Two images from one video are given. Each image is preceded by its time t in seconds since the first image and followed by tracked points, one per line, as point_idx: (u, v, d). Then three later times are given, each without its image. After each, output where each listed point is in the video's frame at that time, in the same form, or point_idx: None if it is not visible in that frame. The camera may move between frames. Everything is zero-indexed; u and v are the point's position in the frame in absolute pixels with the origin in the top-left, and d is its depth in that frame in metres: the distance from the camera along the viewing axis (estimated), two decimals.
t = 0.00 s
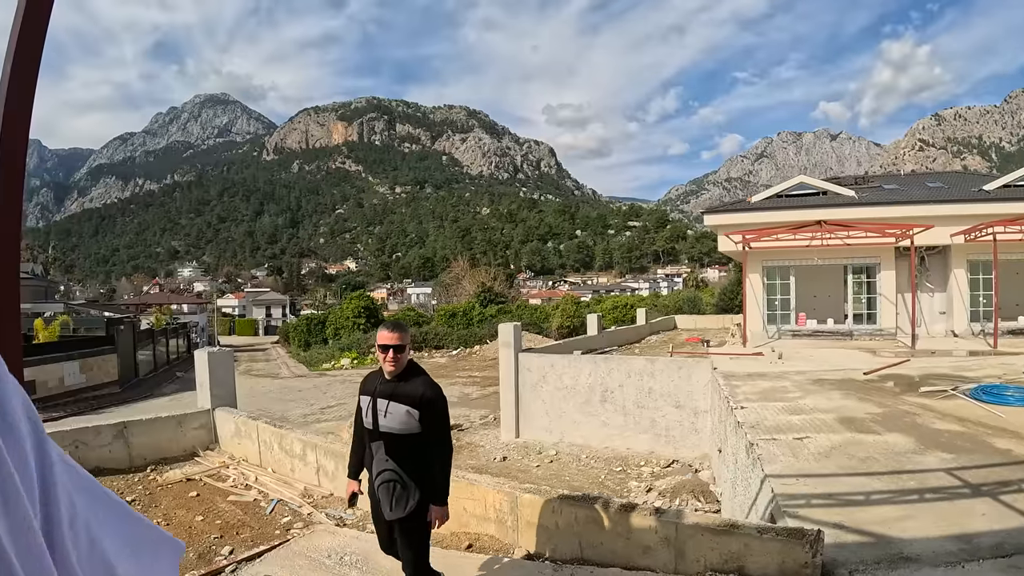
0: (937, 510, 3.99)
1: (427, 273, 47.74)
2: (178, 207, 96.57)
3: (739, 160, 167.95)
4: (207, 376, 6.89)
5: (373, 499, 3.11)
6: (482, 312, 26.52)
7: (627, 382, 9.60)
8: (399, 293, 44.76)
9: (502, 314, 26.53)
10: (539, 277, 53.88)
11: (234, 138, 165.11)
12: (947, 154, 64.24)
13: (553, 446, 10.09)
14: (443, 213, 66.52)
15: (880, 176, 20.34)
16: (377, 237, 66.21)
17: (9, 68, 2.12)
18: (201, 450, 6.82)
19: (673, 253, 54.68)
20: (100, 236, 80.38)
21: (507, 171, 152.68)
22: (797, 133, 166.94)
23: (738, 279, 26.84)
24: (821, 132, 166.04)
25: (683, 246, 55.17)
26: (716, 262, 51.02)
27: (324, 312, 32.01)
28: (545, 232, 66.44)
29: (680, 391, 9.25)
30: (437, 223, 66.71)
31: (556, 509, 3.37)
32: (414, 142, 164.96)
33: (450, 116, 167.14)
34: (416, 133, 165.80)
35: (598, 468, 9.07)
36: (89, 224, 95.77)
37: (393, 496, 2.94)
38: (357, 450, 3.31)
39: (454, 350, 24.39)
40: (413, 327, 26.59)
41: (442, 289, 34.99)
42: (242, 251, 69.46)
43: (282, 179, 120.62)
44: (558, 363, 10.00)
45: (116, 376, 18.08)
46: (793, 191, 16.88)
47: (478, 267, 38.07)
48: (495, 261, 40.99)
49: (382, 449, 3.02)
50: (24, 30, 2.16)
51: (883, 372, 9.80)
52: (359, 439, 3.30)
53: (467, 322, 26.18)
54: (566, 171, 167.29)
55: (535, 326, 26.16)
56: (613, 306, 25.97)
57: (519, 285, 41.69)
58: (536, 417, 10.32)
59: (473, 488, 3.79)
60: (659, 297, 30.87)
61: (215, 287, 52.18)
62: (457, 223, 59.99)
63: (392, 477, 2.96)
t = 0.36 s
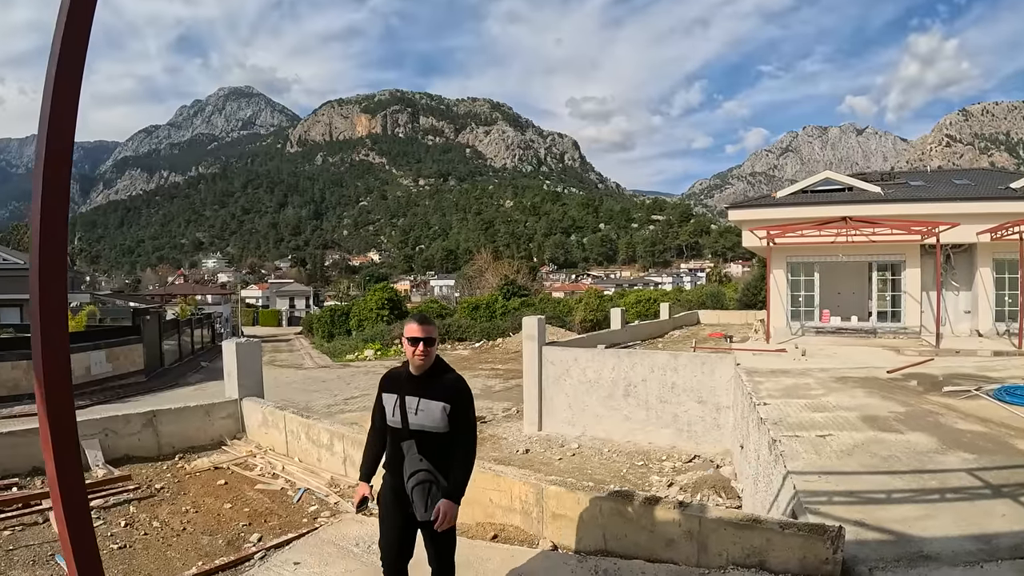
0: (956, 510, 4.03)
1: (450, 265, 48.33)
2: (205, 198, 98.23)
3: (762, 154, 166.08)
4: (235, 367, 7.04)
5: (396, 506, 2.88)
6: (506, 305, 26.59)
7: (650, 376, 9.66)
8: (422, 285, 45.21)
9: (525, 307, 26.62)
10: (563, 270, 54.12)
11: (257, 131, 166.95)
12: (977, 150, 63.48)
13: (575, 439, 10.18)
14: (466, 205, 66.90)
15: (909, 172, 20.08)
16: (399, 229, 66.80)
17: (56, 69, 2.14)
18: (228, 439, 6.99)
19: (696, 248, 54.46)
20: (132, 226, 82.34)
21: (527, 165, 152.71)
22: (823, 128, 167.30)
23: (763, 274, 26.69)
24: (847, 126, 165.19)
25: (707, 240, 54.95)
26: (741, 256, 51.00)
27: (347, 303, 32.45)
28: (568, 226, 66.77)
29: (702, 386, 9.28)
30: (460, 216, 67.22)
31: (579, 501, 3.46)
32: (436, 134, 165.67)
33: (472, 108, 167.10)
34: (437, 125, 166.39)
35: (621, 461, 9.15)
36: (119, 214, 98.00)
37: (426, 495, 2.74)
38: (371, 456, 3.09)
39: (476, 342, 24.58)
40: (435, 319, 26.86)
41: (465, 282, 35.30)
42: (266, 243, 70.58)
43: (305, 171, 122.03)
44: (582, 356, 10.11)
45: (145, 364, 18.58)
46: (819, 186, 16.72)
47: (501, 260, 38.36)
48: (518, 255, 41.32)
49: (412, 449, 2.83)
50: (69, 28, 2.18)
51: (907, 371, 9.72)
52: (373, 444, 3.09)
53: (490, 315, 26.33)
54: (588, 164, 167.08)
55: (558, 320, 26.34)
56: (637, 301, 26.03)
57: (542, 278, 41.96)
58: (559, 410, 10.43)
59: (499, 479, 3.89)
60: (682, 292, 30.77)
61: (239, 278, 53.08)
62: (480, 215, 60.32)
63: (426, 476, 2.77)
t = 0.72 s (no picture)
0: (965, 502, 4.11)
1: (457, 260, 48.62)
2: (213, 193, 98.90)
3: (770, 148, 165.40)
4: (251, 360, 7.13)
5: (417, 509, 2.79)
6: (514, 300, 26.74)
7: (661, 371, 9.75)
8: (430, 280, 45.49)
9: (533, 302, 26.75)
10: (570, 266, 54.31)
11: (264, 126, 167.00)
12: (986, 145, 63.15)
13: (586, 433, 10.29)
14: (473, 200, 67.08)
15: (916, 167, 20.09)
16: (406, 225, 67.11)
17: (101, 63, 2.11)
18: (245, 432, 7.04)
19: (703, 243, 54.52)
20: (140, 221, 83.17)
21: (534, 160, 152.75)
22: (831, 124, 166.96)
23: (771, 270, 26.76)
24: (855, 121, 164.15)
25: (714, 236, 55.07)
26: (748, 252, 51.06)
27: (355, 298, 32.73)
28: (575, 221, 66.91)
29: (712, 381, 9.36)
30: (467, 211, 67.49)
31: (598, 491, 3.57)
32: (443, 129, 165.86)
33: (479, 103, 166.99)
34: (445, 121, 166.45)
35: (631, 455, 9.25)
36: (129, 210, 98.81)
37: (455, 498, 2.66)
38: (380, 461, 2.93)
39: (485, 337, 24.75)
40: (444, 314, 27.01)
41: (472, 277, 35.48)
42: (274, 239, 71.00)
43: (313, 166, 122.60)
44: (593, 351, 10.23)
45: (156, 358, 18.76)
46: (828, 182, 16.71)
47: (508, 255, 38.55)
48: (525, 250, 41.54)
49: (434, 451, 2.74)
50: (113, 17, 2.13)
51: (915, 366, 9.79)
52: (380, 449, 2.92)
53: (498, 310, 26.50)
54: (595, 159, 166.98)
55: (566, 314, 26.50)
56: (644, 296, 26.13)
57: (550, 273, 42.18)
58: (570, 404, 10.55)
59: (519, 471, 4.01)
60: (689, 287, 30.85)
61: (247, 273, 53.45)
62: (487, 211, 60.54)
63: (452, 477, 2.66)
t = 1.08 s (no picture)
0: (962, 496, 4.22)
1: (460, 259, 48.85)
2: (216, 193, 99.15)
3: (772, 147, 165.15)
4: (261, 360, 7.24)
5: (416, 514, 2.59)
6: (518, 300, 26.89)
7: (664, 370, 9.88)
8: (433, 279, 45.63)
9: (537, 301, 26.89)
10: (573, 265, 54.47)
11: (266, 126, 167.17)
12: (988, 144, 63.19)
13: (590, 431, 10.41)
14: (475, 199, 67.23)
15: (919, 166, 20.16)
16: (409, 224, 67.25)
17: (140, 76, 2.13)
18: (255, 430, 7.15)
19: (706, 242, 54.60)
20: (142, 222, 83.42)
21: (536, 159, 152.78)
22: (833, 123, 166.85)
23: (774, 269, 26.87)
24: (858, 120, 164.04)
25: (716, 235, 55.17)
26: (750, 251, 51.16)
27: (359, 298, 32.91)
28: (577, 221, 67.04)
29: (714, 380, 9.46)
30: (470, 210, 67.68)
31: (605, 485, 3.68)
32: (446, 129, 166.00)
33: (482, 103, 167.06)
34: (447, 120, 166.36)
35: (634, 453, 9.36)
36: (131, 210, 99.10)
37: (456, 497, 2.50)
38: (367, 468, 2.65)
39: (488, 337, 24.89)
40: (448, 313, 27.15)
41: (476, 277, 35.60)
42: (277, 239, 71.24)
43: (315, 165, 122.86)
44: (596, 350, 10.35)
45: (161, 358, 18.99)
46: (829, 182, 16.80)
47: (511, 254, 38.69)
48: (528, 250, 41.70)
49: (436, 451, 2.55)
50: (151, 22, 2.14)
51: (916, 364, 9.90)
52: (365, 453, 2.64)
53: (502, 309, 26.65)
54: (597, 158, 166.95)
55: (569, 314, 26.66)
56: (647, 296, 26.26)
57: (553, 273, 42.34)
58: (574, 403, 10.67)
59: (527, 466, 4.12)
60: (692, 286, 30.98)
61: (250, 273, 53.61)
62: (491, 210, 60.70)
63: (457, 473, 2.52)
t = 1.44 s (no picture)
0: (949, 491, 4.31)
1: (461, 260, 48.96)
2: (217, 194, 99.31)
3: (773, 148, 165.05)
4: (264, 358, 7.36)
5: (414, 508, 2.63)
6: (518, 300, 26.97)
7: (662, 369, 9.97)
8: (434, 280, 45.70)
9: (537, 302, 27.00)
10: (574, 266, 54.54)
11: (268, 127, 167.08)
12: (989, 145, 63.14)
13: (589, 430, 10.51)
14: (477, 200, 67.31)
15: (918, 167, 20.24)
16: (410, 225, 67.31)
17: (159, 81, 2.15)
18: (258, 427, 7.25)
19: (708, 243, 54.64)
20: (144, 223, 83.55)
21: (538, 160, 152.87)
22: (835, 123, 166.86)
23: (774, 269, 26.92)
24: (859, 121, 164.07)
25: (718, 236, 55.19)
26: (751, 252, 51.17)
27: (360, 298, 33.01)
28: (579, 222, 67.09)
29: (712, 379, 9.56)
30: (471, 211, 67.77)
31: (597, 478, 3.78)
32: (447, 130, 166.02)
33: (483, 104, 167.01)
34: (449, 121, 166.33)
35: (632, 451, 9.45)
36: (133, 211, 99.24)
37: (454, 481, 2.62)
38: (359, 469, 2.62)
39: (489, 337, 24.98)
40: (448, 314, 27.22)
41: (477, 278, 35.66)
42: (279, 239, 71.36)
43: (317, 166, 122.99)
44: (595, 350, 10.47)
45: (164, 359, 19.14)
46: (827, 183, 16.86)
47: (512, 255, 38.78)
48: (529, 251, 41.77)
49: (432, 443, 2.65)
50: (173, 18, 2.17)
51: (911, 364, 9.99)
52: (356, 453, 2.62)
53: (503, 310, 26.74)
54: (598, 159, 166.97)
55: (569, 314, 26.77)
56: (647, 296, 26.33)
57: (554, 273, 42.40)
58: (573, 402, 10.77)
59: (523, 459, 4.23)
60: (693, 287, 31.05)
61: (251, 274, 53.71)
62: (492, 211, 60.74)
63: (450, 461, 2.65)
